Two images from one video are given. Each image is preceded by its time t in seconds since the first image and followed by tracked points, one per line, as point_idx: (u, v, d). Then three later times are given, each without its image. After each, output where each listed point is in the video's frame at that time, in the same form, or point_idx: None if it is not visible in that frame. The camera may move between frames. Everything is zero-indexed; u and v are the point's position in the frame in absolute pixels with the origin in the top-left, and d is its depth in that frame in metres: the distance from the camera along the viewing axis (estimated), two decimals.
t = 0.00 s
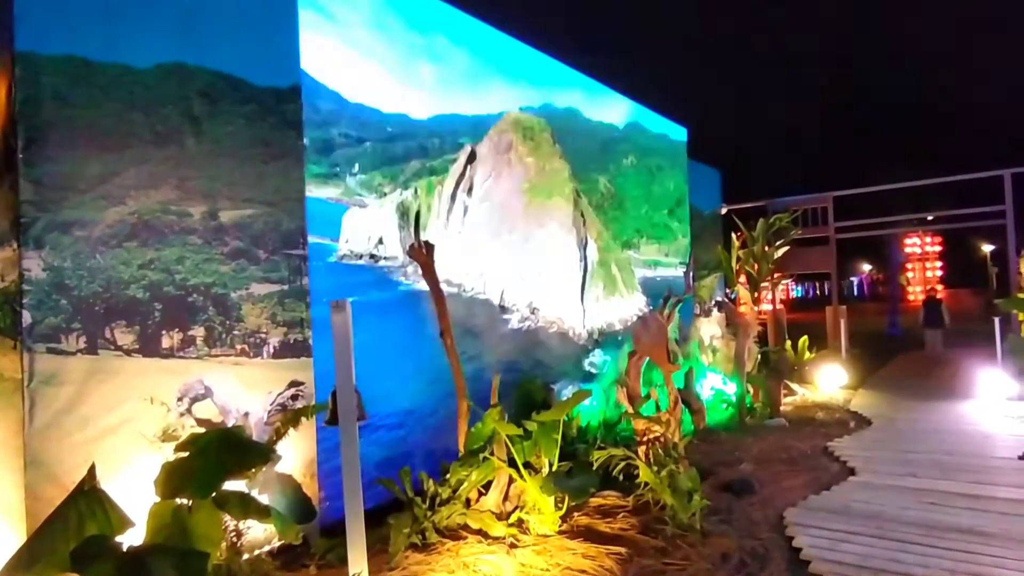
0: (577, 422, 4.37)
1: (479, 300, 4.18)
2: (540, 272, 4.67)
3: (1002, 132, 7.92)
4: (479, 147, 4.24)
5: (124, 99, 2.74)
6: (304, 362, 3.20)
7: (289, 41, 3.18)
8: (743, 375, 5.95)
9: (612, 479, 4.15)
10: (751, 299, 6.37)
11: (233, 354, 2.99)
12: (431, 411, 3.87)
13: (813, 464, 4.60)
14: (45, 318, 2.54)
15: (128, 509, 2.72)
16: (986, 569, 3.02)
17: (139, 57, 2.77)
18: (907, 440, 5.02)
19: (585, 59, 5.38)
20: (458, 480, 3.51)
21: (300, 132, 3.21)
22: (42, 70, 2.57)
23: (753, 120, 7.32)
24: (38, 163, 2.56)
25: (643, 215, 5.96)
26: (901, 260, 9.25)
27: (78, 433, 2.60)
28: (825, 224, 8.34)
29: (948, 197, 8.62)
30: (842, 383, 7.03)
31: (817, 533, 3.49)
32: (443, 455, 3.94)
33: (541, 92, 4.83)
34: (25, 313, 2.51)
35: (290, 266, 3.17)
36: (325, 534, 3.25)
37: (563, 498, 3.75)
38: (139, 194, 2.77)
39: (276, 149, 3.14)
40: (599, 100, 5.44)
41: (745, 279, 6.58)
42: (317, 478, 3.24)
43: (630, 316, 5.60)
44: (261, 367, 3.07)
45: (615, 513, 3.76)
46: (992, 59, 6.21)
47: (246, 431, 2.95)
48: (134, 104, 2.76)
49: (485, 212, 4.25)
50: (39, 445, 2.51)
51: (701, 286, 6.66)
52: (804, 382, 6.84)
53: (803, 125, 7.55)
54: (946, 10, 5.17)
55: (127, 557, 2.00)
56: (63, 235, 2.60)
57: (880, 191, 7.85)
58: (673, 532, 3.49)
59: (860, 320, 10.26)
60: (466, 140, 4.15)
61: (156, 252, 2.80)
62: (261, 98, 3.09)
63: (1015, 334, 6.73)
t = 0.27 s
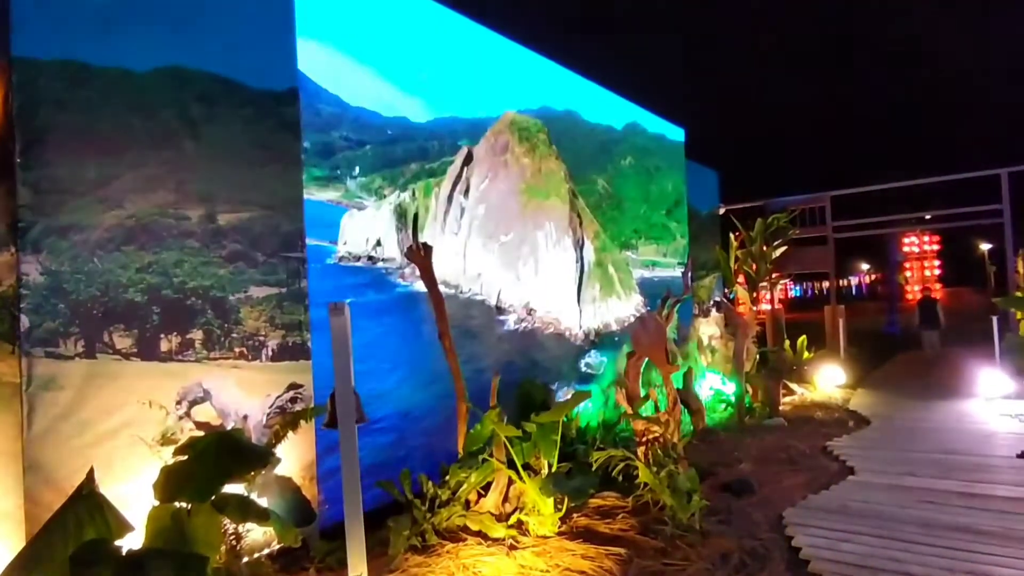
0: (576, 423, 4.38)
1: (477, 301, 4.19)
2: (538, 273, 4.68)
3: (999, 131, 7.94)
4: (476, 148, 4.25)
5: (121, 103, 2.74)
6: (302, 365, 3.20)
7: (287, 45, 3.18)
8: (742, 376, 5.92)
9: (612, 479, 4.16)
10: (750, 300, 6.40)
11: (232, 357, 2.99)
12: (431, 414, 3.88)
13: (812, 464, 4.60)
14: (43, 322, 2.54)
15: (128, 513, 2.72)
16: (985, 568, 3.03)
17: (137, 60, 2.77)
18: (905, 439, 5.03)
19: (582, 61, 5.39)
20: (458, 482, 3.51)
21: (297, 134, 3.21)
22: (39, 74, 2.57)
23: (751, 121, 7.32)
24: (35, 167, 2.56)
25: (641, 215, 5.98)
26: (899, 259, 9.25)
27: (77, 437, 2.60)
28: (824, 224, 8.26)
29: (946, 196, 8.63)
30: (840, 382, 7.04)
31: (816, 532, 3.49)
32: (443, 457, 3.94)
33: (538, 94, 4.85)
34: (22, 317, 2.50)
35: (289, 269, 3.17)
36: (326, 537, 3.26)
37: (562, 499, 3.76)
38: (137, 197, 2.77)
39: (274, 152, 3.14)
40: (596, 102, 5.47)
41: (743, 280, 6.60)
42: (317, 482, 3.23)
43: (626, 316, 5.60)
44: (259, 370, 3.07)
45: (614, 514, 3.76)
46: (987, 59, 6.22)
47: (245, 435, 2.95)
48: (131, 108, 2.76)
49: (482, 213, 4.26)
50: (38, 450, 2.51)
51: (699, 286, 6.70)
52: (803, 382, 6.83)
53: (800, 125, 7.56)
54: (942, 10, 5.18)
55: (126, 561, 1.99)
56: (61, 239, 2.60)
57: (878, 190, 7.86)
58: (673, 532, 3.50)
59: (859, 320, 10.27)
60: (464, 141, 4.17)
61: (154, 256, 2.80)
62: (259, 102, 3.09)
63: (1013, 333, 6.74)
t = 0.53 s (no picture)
0: (574, 424, 4.38)
1: (473, 302, 4.19)
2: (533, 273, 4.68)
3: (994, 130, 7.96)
4: (473, 149, 4.26)
5: (116, 105, 2.74)
6: (298, 367, 3.19)
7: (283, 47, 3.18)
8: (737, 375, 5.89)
9: (609, 480, 4.15)
10: (746, 299, 6.38)
11: (228, 359, 2.98)
12: (429, 415, 3.88)
13: (809, 464, 4.60)
14: (37, 325, 2.54)
15: (124, 517, 2.72)
16: (981, 566, 3.04)
17: (131, 62, 2.77)
18: (902, 438, 5.03)
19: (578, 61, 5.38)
20: (455, 484, 3.51)
21: (293, 136, 3.21)
22: (33, 77, 2.58)
23: (746, 121, 7.33)
24: (30, 170, 2.57)
25: (637, 215, 5.99)
26: (895, 258, 9.26)
27: (73, 441, 2.60)
28: (819, 224, 8.45)
29: (941, 195, 8.65)
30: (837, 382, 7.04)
31: (813, 532, 3.49)
32: (441, 459, 3.95)
33: (533, 94, 4.85)
34: (17, 320, 2.51)
35: (284, 270, 3.16)
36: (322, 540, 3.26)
37: (559, 500, 3.75)
38: (131, 200, 2.77)
39: (269, 154, 3.13)
40: (591, 103, 5.48)
41: (740, 279, 6.61)
42: (313, 484, 3.22)
43: (622, 316, 5.60)
44: (255, 372, 3.06)
45: (612, 514, 3.76)
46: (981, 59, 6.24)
47: (241, 437, 2.94)
48: (126, 110, 2.76)
49: (477, 214, 4.27)
50: (33, 454, 2.51)
51: (695, 286, 6.83)
52: (800, 381, 6.83)
53: (795, 125, 7.57)
54: (936, 10, 5.20)
55: (124, 563, 1.99)
56: (55, 242, 2.60)
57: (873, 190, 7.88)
58: (671, 532, 3.49)
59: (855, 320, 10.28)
60: (462, 142, 4.18)
61: (149, 259, 2.80)
62: (254, 103, 3.08)
63: (1009, 331, 6.75)
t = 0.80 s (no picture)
0: (570, 425, 4.38)
1: (468, 303, 4.18)
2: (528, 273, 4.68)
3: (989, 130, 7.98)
4: (469, 150, 4.26)
5: (110, 107, 2.73)
6: (294, 368, 3.18)
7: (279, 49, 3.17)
8: (735, 376, 5.86)
9: (606, 480, 4.15)
10: (743, 300, 6.45)
11: (223, 361, 2.97)
12: (425, 416, 3.88)
13: (805, 463, 4.61)
14: (30, 328, 2.55)
15: (119, 520, 2.71)
16: (976, 565, 3.05)
17: (125, 64, 2.76)
18: (898, 438, 5.05)
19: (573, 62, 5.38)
20: (451, 485, 3.51)
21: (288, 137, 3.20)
22: (26, 79, 2.58)
23: (742, 121, 7.34)
24: (22, 172, 2.57)
25: (633, 216, 6.00)
26: (890, 258, 9.28)
27: (66, 444, 2.60)
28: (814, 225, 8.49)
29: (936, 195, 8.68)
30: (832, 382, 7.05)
31: (809, 531, 3.50)
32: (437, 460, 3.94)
33: (528, 95, 4.85)
34: (10, 323, 2.52)
35: (280, 272, 3.15)
36: (318, 542, 3.25)
37: (556, 501, 3.75)
38: (126, 202, 2.76)
39: (265, 155, 3.12)
40: (586, 104, 5.49)
41: (736, 280, 6.64)
42: (309, 486, 3.23)
43: (618, 317, 5.60)
44: (251, 374, 3.05)
45: (608, 515, 3.76)
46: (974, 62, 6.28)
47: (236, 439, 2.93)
48: (120, 112, 2.75)
49: (472, 214, 4.26)
50: (27, 457, 2.52)
51: (691, 287, 6.83)
52: (796, 381, 6.85)
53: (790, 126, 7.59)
54: (930, 12, 5.22)
55: (120, 566, 1.98)
56: (49, 244, 2.61)
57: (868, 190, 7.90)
58: (667, 532, 3.50)
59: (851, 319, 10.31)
60: (459, 144, 4.19)
61: (144, 261, 2.79)
62: (249, 104, 3.07)
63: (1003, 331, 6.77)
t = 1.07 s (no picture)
0: (565, 425, 4.36)
1: (462, 304, 4.18)
2: (521, 274, 4.68)
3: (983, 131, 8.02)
4: (462, 151, 4.26)
5: (101, 108, 2.72)
6: (288, 370, 3.16)
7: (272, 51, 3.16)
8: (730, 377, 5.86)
9: (601, 481, 4.14)
10: (737, 301, 6.48)
11: (216, 363, 2.96)
12: (420, 417, 3.88)
13: (799, 464, 4.62)
14: (22, 329, 2.57)
15: (112, 523, 2.69)
16: (969, 564, 3.06)
17: (117, 64, 2.75)
18: (891, 437, 5.06)
19: (567, 63, 5.38)
20: (446, 487, 3.51)
21: (281, 139, 3.19)
22: (18, 80, 2.59)
23: (736, 122, 7.36)
24: (15, 173, 2.59)
25: (628, 217, 6.01)
26: (883, 258, 9.31)
27: (58, 447, 2.60)
28: (808, 225, 8.57)
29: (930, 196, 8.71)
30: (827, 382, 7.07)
31: (803, 531, 3.51)
32: (432, 462, 3.93)
33: (520, 95, 4.87)
34: (1, 324, 2.54)
35: (273, 274, 3.14)
36: (312, 544, 3.24)
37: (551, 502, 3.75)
38: (118, 203, 2.75)
39: (257, 156, 3.11)
40: (576, 105, 5.53)
41: (730, 280, 6.65)
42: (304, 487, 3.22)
43: (610, 318, 5.60)
44: (244, 376, 3.03)
45: (603, 516, 3.76)
46: (966, 65, 6.30)
47: (230, 442, 2.92)
48: (112, 113, 2.74)
49: (465, 214, 4.27)
50: (19, 460, 2.54)
51: (686, 287, 6.84)
52: (791, 381, 6.86)
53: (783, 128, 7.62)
54: (923, 13, 5.23)
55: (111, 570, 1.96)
56: (40, 246, 2.61)
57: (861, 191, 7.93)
58: (661, 533, 3.50)
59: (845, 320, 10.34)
60: (455, 146, 4.21)
61: (136, 262, 2.77)
62: (242, 105, 3.06)
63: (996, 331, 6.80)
